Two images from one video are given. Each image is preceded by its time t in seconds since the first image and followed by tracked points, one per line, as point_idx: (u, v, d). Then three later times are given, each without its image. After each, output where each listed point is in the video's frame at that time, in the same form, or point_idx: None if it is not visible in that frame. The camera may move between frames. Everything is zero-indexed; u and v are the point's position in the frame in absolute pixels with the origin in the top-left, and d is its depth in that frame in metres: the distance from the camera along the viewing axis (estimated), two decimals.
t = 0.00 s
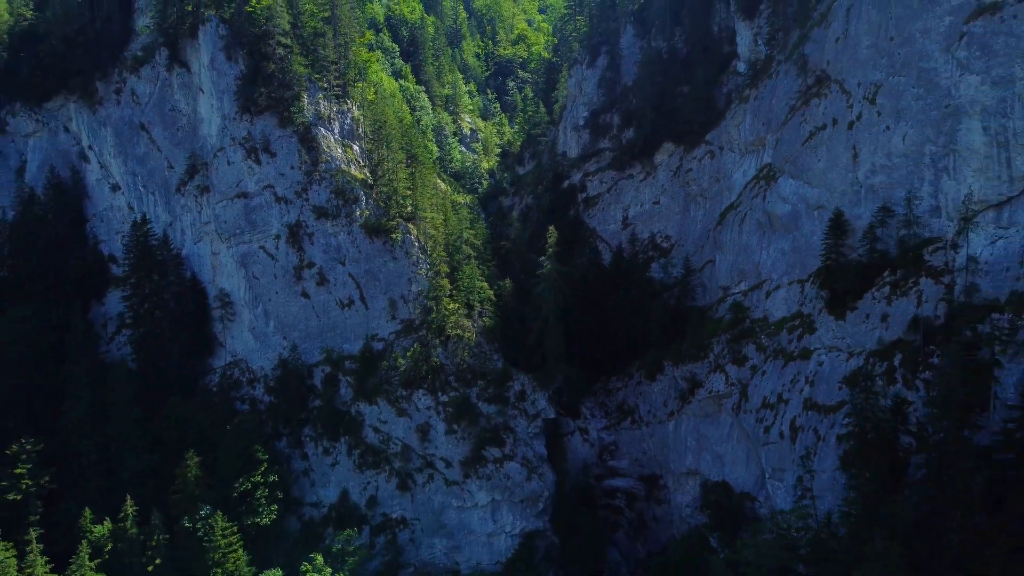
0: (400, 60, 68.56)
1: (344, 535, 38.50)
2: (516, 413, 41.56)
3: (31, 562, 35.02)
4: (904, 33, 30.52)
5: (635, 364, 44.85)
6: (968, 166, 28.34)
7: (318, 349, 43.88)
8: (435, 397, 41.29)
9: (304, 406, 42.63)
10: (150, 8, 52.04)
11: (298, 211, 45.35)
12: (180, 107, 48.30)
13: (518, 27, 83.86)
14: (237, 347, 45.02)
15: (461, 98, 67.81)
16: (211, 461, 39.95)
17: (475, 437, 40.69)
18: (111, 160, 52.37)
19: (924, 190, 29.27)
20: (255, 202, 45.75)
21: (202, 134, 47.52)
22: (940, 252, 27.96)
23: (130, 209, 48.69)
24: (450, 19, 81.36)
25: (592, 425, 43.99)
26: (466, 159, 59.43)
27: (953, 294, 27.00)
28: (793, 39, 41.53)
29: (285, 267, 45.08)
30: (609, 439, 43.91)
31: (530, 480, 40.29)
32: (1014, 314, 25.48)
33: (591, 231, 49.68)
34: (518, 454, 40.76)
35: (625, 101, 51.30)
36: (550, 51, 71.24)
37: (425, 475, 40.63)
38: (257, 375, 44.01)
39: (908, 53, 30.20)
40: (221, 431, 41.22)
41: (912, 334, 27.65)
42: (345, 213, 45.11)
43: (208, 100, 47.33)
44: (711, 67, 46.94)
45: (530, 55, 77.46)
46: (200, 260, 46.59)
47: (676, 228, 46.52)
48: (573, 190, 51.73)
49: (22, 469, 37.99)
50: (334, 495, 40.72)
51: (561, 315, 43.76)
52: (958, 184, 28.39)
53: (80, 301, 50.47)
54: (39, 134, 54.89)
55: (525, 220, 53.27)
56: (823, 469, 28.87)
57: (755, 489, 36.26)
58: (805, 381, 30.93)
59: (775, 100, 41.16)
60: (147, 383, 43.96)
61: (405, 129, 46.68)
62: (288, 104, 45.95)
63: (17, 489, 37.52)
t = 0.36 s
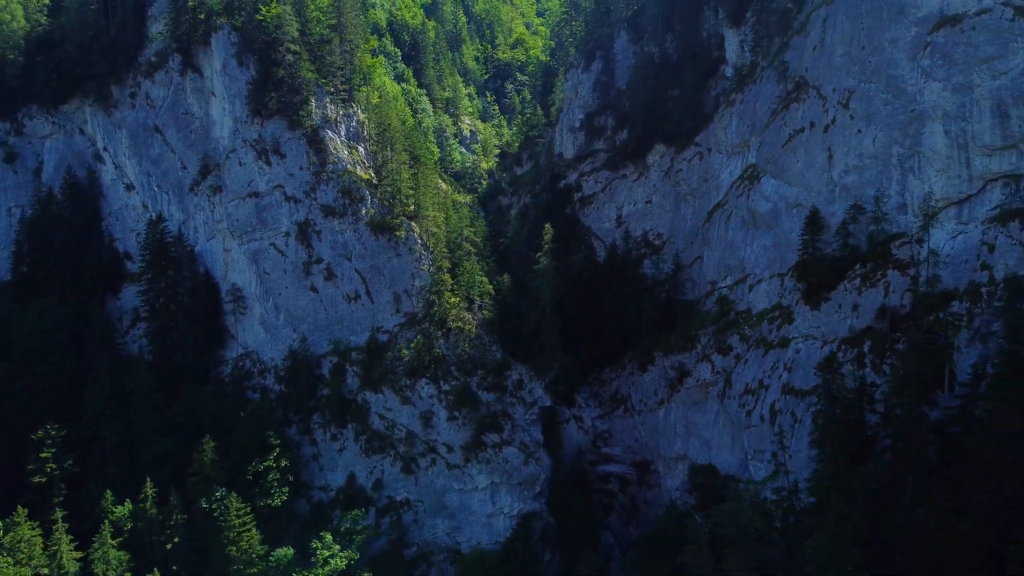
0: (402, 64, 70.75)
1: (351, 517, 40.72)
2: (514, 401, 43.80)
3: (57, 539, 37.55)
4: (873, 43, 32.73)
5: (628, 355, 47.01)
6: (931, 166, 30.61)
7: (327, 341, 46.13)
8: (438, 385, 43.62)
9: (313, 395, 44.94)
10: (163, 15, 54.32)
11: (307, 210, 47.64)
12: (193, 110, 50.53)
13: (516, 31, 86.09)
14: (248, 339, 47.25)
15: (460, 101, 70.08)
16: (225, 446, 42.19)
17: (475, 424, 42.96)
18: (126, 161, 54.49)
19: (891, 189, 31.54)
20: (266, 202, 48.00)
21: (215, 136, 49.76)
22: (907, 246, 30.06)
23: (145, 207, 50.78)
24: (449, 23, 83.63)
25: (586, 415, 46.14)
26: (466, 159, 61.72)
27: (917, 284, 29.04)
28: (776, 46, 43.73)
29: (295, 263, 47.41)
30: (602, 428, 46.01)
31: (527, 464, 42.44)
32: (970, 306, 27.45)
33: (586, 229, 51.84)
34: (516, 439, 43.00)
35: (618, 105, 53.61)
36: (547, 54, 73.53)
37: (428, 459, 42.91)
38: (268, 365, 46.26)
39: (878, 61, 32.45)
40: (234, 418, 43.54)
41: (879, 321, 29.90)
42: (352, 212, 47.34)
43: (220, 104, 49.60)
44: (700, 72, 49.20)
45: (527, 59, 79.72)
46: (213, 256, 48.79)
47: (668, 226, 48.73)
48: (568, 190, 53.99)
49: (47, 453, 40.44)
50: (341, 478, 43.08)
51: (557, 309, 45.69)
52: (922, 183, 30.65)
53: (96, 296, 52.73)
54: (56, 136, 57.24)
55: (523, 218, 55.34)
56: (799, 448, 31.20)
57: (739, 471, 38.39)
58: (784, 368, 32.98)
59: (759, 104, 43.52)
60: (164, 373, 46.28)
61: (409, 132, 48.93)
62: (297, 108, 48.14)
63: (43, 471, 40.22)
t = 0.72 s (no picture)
0: (403, 68, 73.12)
1: (358, 499, 43.47)
2: (513, 390, 46.09)
3: (81, 519, 39.96)
4: (847, 54, 34.69)
5: (621, 347, 49.27)
6: (898, 168, 32.53)
7: (334, 334, 48.46)
8: (440, 375, 45.90)
9: (322, 385, 47.32)
10: (175, 22, 56.53)
11: (315, 210, 49.96)
12: (205, 114, 52.92)
13: (515, 35, 88.36)
14: (259, 332, 49.62)
15: (460, 104, 72.47)
16: (239, 432, 44.65)
17: (475, 411, 45.35)
18: (139, 162, 56.77)
19: (863, 189, 33.58)
20: (276, 202, 50.37)
21: (227, 139, 52.22)
22: (875, 242, 32.26)
23: (159, 207, 53.53)
24: (450, 28, 85.98)
25: (581, 404, 48.31)
26: (466, 160, 64.16)
27: (884, 276, 31.38)
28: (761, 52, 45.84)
29: (304, 260, 49.76)
30: (597, 417, 48.27)
31: (525, 450, 44.89)
32: (932, 295, 29.53)
33: (582, 228, 54.11)
34: (515, 427, 45.35)
35: (613, 109, 55.92)
36: (545, 58, 75.82)
37: (431, 445, 45.26)
38: (278, 357, 48.61)
39: (851, 70, 34.37)
40: (247, 407, 45.94)
41: (850, 312, 32.06)
42: (358, 211, 49.67)
43: (231, 108, 52.00)
44: (690, 77, 51.31)
45: (525, 62, 82.04)
46: (225, 254, 51.25)
47: (660, 224, 50.94)
48: (565, 190, 56.30)
49: (71, 439, 43.19)
50: (348, 464, 45.45)
51: (553, 304, 47.91)
52: (890, 183, 32.66)
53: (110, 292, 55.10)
54: (72, 138, 59.80)
55: (520, 217, 57.70)
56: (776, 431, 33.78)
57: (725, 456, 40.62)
58: (765, 355, 35.30)
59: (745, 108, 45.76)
60: (178, 364, 48.57)
61: (413, 134, 51.30)
62: (305, 112, 50.48)
63: (67, 456, 42.92)
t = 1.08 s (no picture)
0: (405, 72, 75.44)
1: (363, 485, 45.62)
2: (510, 380, 48.73)
3: (102, 502, 42.15)
4: (822, 63, 36.82)
5: (615, 341, 51.64)
6: (869, 170, 34.67)
7: (340, 327, 50.85)
8: (441, 366, 48.39)
9: (329, 376, 49.73)
10: (186, 29, 59.10)
11: (322, 209, 52.28)
12: (216, 118, 55.23)
13: (514, 39, 90.79)
14: (268, 327, 52.06)
15: (460, 107, 74.85)
16: (251, 420, 47.26)
17: (475, 401, 47.92)
18: (152, 164, 59.06)
19: (837, 189, 35.80)
20: (284, 202, 52.84)
21: (237, 142, 54.64)
22: (849, 239, 34.45)
23: (172, 207, 56.10)
24: (450, 32, 88.30)
25: (576, 396, 50.89)
26: (465, 162, 66.70)
27: (858, 269, 33.45)
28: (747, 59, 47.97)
29: (311, 257, 52.12)
30: (591, 408, 50.75)
31: (522, 438, 47.47)
32: (898, 288, 31.67)
33: (577, 227, 56.47)
34: (512, 416, 47.97)
35: (607, 112, 58.07)
36: (542, 62, 78.11)
37: (433, 433, 47.74)
38: (287, 350, 50.99)
39: (826, 78, 36.49)
40: (258, 397, 48.42)
41: (824, 304, 34.21)
42: (362, 211, 51.86)
43: (241, 112, 54.37)
44: (680, 82, 53.37)
45: (524, 67, 84.48)
46: (236, 251, 53.79)
47: (651, 223, 53.22)
48: (562, 190, 58.64)
49: (92, 427, 45.07)
50: (354, 451, 47.82)
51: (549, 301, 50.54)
52: (861, 183, 34.84)
53: (124, 289, 57.32)
54: (86, 141, 62.05)
55: (519, 217, 59.97)
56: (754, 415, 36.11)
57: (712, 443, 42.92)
58: (747, 346, 37.58)
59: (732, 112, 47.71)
60: (192, 357, 51.06)
61: (415, 136, 53.22)
62: (312, 116, 52.76)
63: (88, 442, 44.93)
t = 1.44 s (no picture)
0: (406, 77, 77.91)
1: (367, 471, 47.91)
2: (507, 372, 51.47)
3: (120, 486, 44.38)
4: (800, 73, 38.77)
5: (608, 336, 53.97)
6: (842, 173, 36.99)
7: (346, 322, 53.35)
8: (442, 359, 50.99)
9: (335, 368, 52.16)
10: (198, 36, 61.73)
11: (328, 209, 54.92)
12: (226, 122, 57.82)
13: (512, 45, 93.34)
14: (276, 321, 54.44)
15: (460, 110, 77.28)
16: (261, 409, 49.78)
17: (474, 392, 50.49)
18: (164, 166, 61.56)
19: (813, 191, 38.08)
20: (292, 202, 55.37)
21: (246, 144, 57.13)
22: (823, 238, 36.79)
23: (182, 207, 58.19)
24: (450, 36, 90.76)
25: (570, 387, 53.42)
26: (465, 163, 68.98)
27: (831, 266, 35.54)
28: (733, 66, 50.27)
29: (318, 255, 54.67)
30: (585, 399, 53.24)
31: (519, 426, 50.04)
32: (866, 283, 33.94)
33: (573, 226, 58.78)
34: (509, 405, 50.59)
35: (601, 116, 60.40)
36: (540, 66, 80.51)
37: (434, 422, 50.24)
38: (294, 344, 53.39)
39: (804, 86, 38.50)
40: (267, 388, 50.90)
41: (801, 298, 36.41)
42: (367, 211, 54.67)
43: (251, 116, 56.95)
44: (671, 86, 55.61)
45: (522, 71, 87.00)
46: (245, 249, 56.17)
47: (643, 223, 55.58)
48: (557, 191, 61.02)
49: (110, 416, 47.87)
50: (359, 439, 50.34)
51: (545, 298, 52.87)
52: (834, 185, 37.16)
53: (137, 286, 59.70)
54: (99, 143, 64.46)
55: (516, 216, 62.34)
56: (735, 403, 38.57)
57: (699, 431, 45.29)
58: (730, 338, 39.98)
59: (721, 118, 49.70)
60: (203, 350, 53.52)
61: (416, 139, 55.87)
62: (318, 121, 55.50)
63: (107, 430, 47.72)
